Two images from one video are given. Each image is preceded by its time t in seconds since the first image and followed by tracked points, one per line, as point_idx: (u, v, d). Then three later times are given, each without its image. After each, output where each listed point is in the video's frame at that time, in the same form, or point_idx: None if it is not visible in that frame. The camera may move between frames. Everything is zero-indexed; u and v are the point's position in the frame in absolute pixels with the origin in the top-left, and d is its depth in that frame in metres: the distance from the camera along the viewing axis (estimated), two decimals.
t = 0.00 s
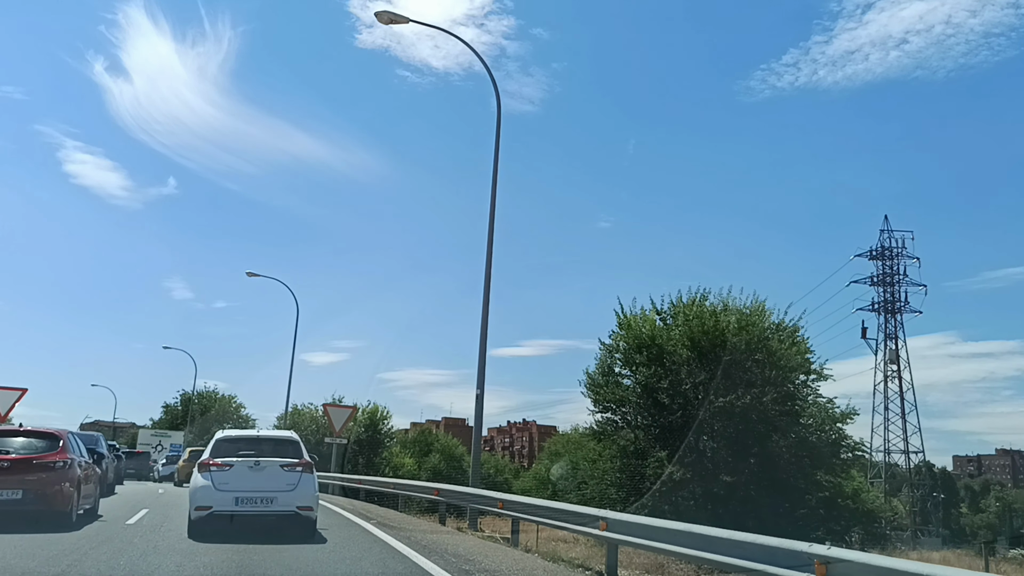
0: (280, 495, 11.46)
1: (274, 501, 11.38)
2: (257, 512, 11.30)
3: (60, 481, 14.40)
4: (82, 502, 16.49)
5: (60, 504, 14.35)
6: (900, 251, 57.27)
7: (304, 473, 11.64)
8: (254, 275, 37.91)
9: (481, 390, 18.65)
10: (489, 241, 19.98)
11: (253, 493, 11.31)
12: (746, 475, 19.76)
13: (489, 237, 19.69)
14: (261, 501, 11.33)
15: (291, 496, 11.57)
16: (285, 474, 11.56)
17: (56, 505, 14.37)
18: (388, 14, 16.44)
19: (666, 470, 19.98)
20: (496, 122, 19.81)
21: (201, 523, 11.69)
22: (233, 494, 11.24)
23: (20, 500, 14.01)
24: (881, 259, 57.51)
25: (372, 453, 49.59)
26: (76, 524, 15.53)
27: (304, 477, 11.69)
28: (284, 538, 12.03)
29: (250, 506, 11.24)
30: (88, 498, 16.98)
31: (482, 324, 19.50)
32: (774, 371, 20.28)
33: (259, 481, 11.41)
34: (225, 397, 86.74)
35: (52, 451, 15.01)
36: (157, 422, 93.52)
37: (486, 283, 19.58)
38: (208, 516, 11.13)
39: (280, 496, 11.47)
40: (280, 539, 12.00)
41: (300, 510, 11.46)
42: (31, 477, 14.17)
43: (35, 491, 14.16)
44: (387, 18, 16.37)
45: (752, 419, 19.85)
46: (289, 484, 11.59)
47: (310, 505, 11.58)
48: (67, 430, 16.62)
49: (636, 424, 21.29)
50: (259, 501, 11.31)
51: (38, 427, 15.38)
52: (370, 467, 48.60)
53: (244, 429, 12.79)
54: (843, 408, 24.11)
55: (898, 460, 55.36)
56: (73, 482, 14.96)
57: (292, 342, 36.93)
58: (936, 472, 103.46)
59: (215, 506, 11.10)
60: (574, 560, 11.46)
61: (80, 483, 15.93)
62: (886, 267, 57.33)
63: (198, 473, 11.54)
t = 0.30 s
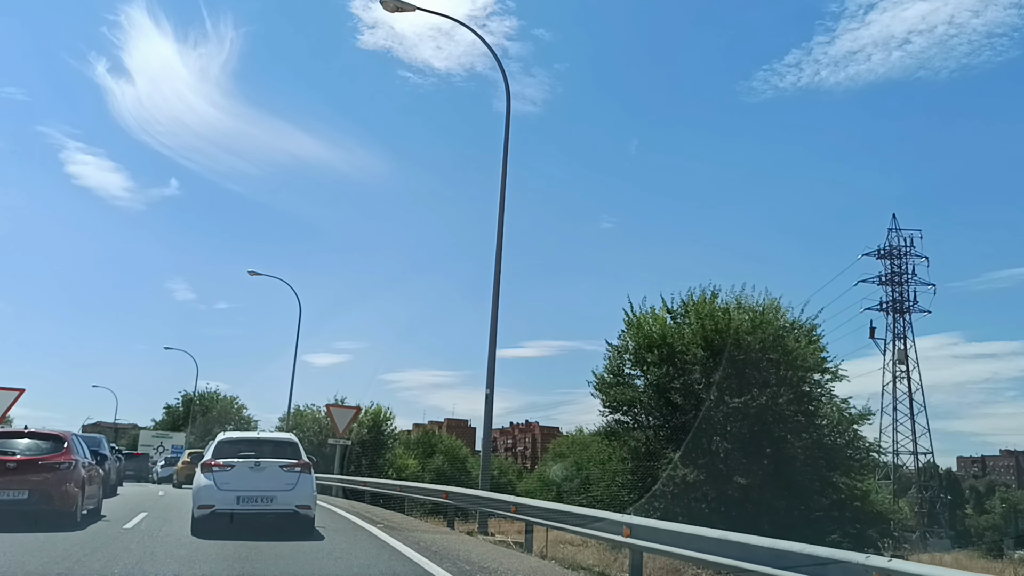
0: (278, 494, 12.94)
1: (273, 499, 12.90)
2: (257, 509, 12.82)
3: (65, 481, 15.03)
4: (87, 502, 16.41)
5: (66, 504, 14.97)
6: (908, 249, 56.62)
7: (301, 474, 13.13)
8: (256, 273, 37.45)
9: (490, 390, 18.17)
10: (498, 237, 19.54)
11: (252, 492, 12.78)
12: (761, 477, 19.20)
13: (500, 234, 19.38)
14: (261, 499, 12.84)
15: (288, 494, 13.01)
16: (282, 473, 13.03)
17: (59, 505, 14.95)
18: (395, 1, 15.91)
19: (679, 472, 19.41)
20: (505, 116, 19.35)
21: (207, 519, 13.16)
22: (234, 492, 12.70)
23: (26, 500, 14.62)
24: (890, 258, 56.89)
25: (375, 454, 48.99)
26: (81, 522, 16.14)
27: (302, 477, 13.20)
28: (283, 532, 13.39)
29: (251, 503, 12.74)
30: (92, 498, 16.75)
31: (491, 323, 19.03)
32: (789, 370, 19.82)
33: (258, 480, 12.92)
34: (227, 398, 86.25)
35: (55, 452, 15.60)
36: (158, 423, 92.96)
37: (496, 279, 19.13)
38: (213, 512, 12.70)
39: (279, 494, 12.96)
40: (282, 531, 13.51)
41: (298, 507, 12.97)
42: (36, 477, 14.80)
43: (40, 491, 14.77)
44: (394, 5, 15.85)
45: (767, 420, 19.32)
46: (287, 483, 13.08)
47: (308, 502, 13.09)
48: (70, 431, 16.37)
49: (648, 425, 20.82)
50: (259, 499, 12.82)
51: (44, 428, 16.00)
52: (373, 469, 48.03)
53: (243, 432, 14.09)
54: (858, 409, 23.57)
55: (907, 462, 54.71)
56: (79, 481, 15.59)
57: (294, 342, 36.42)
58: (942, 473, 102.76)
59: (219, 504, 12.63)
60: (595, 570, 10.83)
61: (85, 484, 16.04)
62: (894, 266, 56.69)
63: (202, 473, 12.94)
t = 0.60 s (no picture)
0: (277, 493, 12.60)
1: (271, 498, 12.57)
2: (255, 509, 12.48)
3: (69, 481, 14.65)
4: (93, 501, 16.09)
5: (70, 504, 14.58)
6: (916, 248, 56.07)
7: (299, 473, 12.81)
8: (257, 271, 37.03)
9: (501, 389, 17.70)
10: (507, 233, 19.12)
11: (251, 492, 12.48)
12: (776, 478, 18.70)
13: (508, 229, 18.94)
14: (261, 498, 12.53)
15: (287, 494, 12.68)
16: (281, 472, 12.68)
17: (64, 505, 14.53)
18: None
19: (692, 473, 18.92)
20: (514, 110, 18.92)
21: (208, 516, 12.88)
22: (235, 492, 12.38)
23: (30, 500, 14.25)
24: (897, 256, 56.38)
25: (378, 455, 48.58)
26: (87, 521, 15.71)
27: (300, 476, 12.86)
28: (281, 531, 13.05)
29: (251, 502, 12.42)
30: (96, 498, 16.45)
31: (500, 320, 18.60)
32: (804, 369, 19.38)
33: (257, 480, 12.61)
34: (229, 398, 85.85)
35: (63, 454, 15.16)
36: (160, 423, 92.47)
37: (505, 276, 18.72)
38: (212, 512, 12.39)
39: (278, 493, 12.62)
40: (281, 528, 13.19)
41: (296, 505, 12.62)
42: (40, 478, 14.41)
43: (44, 491, 14.39)
44: None
45: (781, 420, 18.85)
46: (285, 482, 12.76)
47: (306, 500, 12.73)
48: (74, 432, 16.04)
49: (659, 425, 20.44)
50: (257, 498, 12.50)
51: (50, 429, 15.62)
52: (376, 469, 47.59)
53: (243, 432, 13.69)
54: (872, 408, 23.07)
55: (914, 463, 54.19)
56: (84, 482, 15.19)
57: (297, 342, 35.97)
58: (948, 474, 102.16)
59: (219, 502, 12.31)
60: None
61: (89, 484, 15.68)
62: (902, 264, 56.18)
63: (204, 472, 12.66)
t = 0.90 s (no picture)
0: (276, 490, 12.33)
1: (271, 495, 12.31)
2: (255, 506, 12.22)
3: (76, 480, 14.27)
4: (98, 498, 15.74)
5: (78, 503, 14.23)
6: (922, 246, 55.61)
7: (297, 471, 12.54)
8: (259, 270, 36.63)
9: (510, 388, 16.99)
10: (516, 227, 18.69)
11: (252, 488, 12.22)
12: (791, 478, 18.22)
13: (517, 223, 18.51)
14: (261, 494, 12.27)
15: (285, 490, 12.43)
16: (280, 470, 12.44)
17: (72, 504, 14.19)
18: None
19: (705, 473, 18.42)
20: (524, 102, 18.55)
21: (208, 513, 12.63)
22: (236, 489, 12.12)
23: (37, 499, 13.90)
24: (904, 254, 55.89)
25: (381, 455, 48.17)
26: (93, 518, 15.37)
27: (298, 474, 12.59)
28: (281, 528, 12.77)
29: (251, 500, 12.15)
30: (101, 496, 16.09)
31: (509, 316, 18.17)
32: (818, 366, 19.04)
33: (256, 478, 12.34)
34: (231, 398, 85.42)
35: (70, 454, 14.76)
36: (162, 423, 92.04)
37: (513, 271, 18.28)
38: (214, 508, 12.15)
39: (276, 490, 12.34)
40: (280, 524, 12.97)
41: (294, 501, 12.37)
42: (48, 477, 14.04)
43: (52, 490, 14.04)
44: None
45: (797, 418, 18.39)
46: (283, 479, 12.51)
47: (304, 496, 12.50)
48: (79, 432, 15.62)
49: (671, 424, 20.18)
50: (258, 494, 12.24)
51: (55, 430, 15.17)
52: (379, 470, 47.14)
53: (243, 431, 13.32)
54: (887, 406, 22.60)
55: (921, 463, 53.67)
56: (90, 481, 14.84)
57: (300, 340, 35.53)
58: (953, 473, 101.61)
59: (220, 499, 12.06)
60: None
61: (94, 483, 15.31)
62: (909, 262, 55.70)
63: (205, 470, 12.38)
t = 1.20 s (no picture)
0: (274, 488, 11.93)
1: (269, 493, 11.93)
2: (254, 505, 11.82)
3: (80, 480, 13.85)
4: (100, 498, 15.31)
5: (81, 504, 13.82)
6: (930, 244, 55.06)
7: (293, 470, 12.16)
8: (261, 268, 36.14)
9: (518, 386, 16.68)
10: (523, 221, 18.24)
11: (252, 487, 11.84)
12: (805, 480, 17.74)
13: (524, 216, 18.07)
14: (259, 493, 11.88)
15: (283, 489, 12.01)
16: (277, 469, 12.03)
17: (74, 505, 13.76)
18: None
19: (717, 474, 17.95)
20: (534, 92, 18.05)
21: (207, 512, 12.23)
22: (235, 488, 11.72)
23: (40, 499, 13.48)
24: (912, 253, 55.37)
25: (384, 455, 47.73)
26: (96, 518, 14.94)
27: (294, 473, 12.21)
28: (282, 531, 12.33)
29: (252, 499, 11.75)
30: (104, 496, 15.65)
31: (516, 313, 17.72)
32: (833, 365, 18.56)
33: (255, 477, 11.94)
34: (233, 398, 84.98)
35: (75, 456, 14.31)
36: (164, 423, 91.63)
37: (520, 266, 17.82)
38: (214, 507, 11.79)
39: (274, 488, 11.96)
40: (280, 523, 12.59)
41: (291, 500, 11.98)
42: (52, 478, 13.62)
43: (56, 491, 13.62)
44: None
45: (811, 418, 17.93)
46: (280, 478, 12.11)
47: (302, 495, 12.13)
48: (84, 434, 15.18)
49: (681, 424, 19.69)
50: (257, 493, 11.84)
51: (60, 431, 14.70)
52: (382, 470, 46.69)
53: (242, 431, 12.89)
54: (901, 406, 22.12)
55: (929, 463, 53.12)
56: (93, 481, 14.43)
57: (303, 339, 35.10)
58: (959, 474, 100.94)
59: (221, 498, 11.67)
60: None
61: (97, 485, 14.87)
62: (916, 261, 55.18)
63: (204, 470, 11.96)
